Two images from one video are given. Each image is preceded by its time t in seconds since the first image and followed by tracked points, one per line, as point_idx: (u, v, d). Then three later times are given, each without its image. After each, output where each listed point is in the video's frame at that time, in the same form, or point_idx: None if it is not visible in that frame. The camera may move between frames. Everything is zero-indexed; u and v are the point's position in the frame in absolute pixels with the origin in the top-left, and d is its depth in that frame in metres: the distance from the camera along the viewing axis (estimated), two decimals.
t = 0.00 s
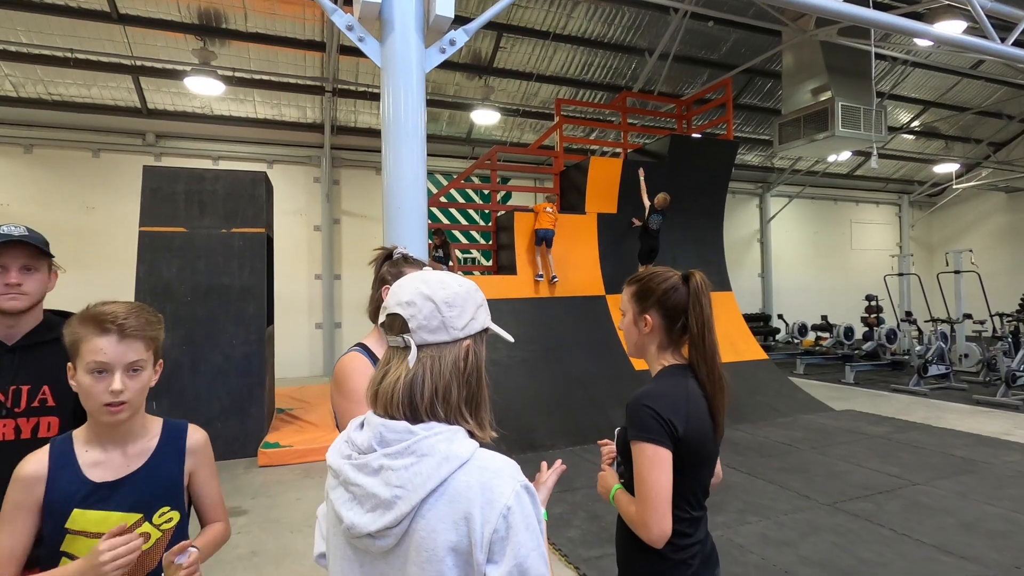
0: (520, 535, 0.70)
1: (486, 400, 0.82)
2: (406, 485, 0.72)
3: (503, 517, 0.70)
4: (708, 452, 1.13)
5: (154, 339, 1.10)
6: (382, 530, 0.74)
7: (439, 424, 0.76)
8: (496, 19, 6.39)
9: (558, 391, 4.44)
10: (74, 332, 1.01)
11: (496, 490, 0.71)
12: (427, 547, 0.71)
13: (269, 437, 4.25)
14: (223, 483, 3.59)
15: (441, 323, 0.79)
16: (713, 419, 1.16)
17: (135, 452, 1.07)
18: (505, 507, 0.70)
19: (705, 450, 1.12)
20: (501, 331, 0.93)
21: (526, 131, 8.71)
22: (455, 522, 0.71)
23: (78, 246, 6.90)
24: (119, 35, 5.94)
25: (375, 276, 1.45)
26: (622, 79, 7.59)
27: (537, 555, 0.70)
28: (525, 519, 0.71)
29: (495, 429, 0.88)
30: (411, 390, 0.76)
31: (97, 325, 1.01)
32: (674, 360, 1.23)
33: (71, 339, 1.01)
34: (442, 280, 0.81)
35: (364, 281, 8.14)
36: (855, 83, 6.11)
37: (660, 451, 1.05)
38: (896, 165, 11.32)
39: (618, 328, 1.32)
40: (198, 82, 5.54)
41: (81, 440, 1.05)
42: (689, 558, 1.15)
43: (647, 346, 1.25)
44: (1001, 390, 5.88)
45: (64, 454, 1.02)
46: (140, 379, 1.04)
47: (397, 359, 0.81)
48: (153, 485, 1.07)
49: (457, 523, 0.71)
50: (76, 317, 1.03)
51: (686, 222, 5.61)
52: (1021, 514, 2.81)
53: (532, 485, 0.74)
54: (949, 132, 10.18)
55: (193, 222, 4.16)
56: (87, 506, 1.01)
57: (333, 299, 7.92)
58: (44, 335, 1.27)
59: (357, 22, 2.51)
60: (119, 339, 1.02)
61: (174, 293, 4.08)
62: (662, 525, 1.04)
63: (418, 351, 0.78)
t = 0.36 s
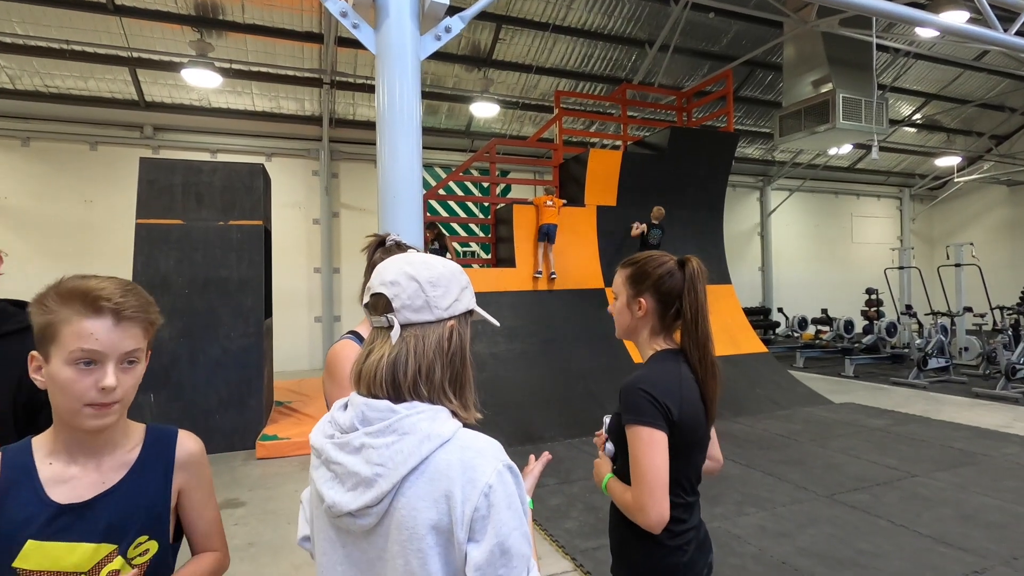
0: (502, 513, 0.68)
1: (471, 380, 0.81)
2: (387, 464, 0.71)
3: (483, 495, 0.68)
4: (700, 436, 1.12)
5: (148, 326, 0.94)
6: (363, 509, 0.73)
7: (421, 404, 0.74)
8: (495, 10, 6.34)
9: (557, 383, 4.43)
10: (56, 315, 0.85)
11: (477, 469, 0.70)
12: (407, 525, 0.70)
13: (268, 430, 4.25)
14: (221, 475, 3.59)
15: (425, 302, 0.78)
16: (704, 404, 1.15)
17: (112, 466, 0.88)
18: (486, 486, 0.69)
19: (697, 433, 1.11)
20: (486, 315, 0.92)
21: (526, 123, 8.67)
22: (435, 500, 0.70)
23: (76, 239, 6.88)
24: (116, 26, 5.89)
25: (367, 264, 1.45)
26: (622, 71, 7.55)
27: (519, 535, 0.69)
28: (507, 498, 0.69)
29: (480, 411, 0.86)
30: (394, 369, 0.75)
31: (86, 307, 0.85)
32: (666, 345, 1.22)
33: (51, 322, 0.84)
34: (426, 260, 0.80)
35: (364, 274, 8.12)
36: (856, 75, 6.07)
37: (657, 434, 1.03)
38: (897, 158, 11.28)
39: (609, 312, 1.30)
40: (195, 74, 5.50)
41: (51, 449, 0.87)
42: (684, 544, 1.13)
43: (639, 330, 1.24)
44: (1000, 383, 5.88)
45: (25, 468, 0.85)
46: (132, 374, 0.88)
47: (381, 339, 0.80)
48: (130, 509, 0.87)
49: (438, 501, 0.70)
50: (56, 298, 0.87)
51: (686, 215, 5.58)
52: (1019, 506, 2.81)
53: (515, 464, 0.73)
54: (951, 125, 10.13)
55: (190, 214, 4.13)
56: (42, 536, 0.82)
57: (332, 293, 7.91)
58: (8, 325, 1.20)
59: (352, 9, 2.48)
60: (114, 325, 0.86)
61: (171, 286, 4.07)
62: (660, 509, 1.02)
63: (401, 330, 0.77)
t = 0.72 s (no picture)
0: (480, 513, 0.70)
1: (452, 386, 0.83)
2: (370, 467, 0.73)
3: (461, 496, 0.70)
4: (688, 438, 1.14)
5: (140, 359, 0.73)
6: (347, 510, 0.75)
7: (403, 409, 0.76)
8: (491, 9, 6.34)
9: (552, 383, 4.45)
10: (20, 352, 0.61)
11: (455, 471, 0.71)
12: (389, 526, 0.72)
13: (264, 429, 4.26)
14: (217, 474, 3.60)
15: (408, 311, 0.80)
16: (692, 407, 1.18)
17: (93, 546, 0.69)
18: (464, 486, 0.70)
19: (686, 437, 1.13)
20: (467, 322, 0.95)
21: (523, 122, 8.67)
22: (415, 500, 0.71)
23: (72, 238, 6.87)
24: (111, 25, 5.88)
25: (361, 269, 1.46)
26: (618, 71, 7.56)
27: (497, 534, 0.70)
28: (485, 498, 0.71)
29: (462, 416, 0.88)
30: (378, 376, 0.77)
31: (68, 343, 0.64)
32: (655, 351, 1.23)
33: (8, 363, 0.60)
34: (409, 270, 0.83)
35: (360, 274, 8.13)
36: (851, 76, 6.10)
37: (651, 437, 1.04)
38: (893, 157, 11.32)
39: (597, 318, 1.30)
40: (191, 73, 5.49)
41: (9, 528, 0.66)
42: (672, 545, 1.16)
43: (629, 336, 1.24)
44: (992, 382, 5.92)
45: None
46: (124, 429, 0.68)
47: (366, 347, 0.82)
48: None
49: (417, 502, 0.71)
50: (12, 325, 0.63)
51: (681, 214, 5.60)
52: (1007, 505, 2.84)
53: (493, 466, 0.75)
54: (946, 124, 10.17)
55: (185, 214, 4.13)
56: None
57: (329, 291, 7.91)
58: None
59: (345, 13, 2.50)
60: (106, 365, 0.65)
61: (167, 285, 4.07)
62: (660, 512, 1.04)
63: (385, 338, 0.79)
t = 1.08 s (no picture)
0: (463, 518, 0.73)
1: (442, 397, 0.87)
2: (361, 472, 0.77)
3: (445, 502, 0.73)
4: (677, 443, 1.18)
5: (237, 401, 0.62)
6: (340, 513, 0.79)
7: (393, 417, 0.80)
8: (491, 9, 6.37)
9: (551, 382, 4.49)
10: (119, 390, 0.50)
11: (441, 478, 0.75)
12: (377, 528, 0.76)
13: (266, 428, 4.30)
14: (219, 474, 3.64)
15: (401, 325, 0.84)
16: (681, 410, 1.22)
17: None
18: (448, 493, 0.73)
19: (675, 443, 1.17)
20: (459, 333, 0.99)
21: (523, 122, 8.69)
22: (402, 505, 0.75)
23: (74, 237, 6.91)
24: (113, 25, 5.90)
25: (363, 275, 1.49)
26: (618, 70, 7.57)
27: (479, 537, 0.73)
28: (468, 504, 0.74)
29: (452, 424, 0.92)
30: (371, 386, 0.81)
31: (170, 378, 0.52)
32: (645, 358, 1.27)
33: (104, 405, 0.49)
34: (403, 285, 0.87)
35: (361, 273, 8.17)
36: (850, 76, 6.11)
37: (639, 443, 1.08)
38: (892, 156, 11.33)
39: (590, 326, 1.33)
40: (193, 74, 5.52)
41: None
42: (662, 547, 1.19)
43: (619, 344, 1.28)
44: (989, 382, 5.96)
45: None
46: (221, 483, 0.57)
47: (360, 358, 0.86)
48: None
49: (405, 506, 0.75)
50: (99, 354, 0.50)
51: (680, 215, 5.63)
52: (999, 505, 2.88)
53: (478, 474, 0.78)
54: (946, 124, 10.18)
55: (187, 215, 4.17)
56: None
57: (329, 291, 7.95)
58: None
59: (345, 21, 2.56)
60: (218, 410, 0.55)
61: (169, 286, 4.10)
62: (646, 514, 1.07)
63: (378, 350, 0.83)
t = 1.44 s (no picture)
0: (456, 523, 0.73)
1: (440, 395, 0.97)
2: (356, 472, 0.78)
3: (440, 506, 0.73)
4: (679, 445, 1.19)
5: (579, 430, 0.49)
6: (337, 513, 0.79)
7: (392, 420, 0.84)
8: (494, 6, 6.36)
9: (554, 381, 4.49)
10: (538, 438, 0.36)
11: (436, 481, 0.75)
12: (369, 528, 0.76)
13: (270, 426, 4.33)
14: (224, 472, 3.67)
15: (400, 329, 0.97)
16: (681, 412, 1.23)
17: None
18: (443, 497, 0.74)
19: (675, 445, 1.18)
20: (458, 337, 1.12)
21: (526, 119, 8.68)
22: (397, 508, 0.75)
23: (79, 235, 6.96)
24: (116, 25, 5.92)
25: (365, 278, 1.51)
26: (621, 67, 7.55)
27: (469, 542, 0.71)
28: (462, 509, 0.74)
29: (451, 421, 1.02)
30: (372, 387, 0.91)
31: (576, 417, 0.39)
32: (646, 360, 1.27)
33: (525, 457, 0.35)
34: (402, 293, 1.01)
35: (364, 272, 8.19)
36: (855, 72, 6.08)
37: (640, 445, 1.08)
38: (897, 152, 11.27)
39: (590, 329, 1.34)
40: (196, 73, 5.54)
41: None
42: (665, 547, 1.20)
43: (620, 347, 1.28)
44: (995, 379, 5.93)
45: None
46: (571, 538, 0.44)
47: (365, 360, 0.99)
48: None
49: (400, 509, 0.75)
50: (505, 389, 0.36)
51: (683, 213, 5.62)
52: (1004, 503, 2.87)
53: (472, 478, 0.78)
54: (951, 119, 10.11)
55: (191, 214, 4.19)
56: None
57: (333, 289, 7.98)
58: None
59: (348, 22, 2.57)
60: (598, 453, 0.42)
61: (174, 284, 4.12)
62: (647, 515, 1.08)
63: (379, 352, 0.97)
